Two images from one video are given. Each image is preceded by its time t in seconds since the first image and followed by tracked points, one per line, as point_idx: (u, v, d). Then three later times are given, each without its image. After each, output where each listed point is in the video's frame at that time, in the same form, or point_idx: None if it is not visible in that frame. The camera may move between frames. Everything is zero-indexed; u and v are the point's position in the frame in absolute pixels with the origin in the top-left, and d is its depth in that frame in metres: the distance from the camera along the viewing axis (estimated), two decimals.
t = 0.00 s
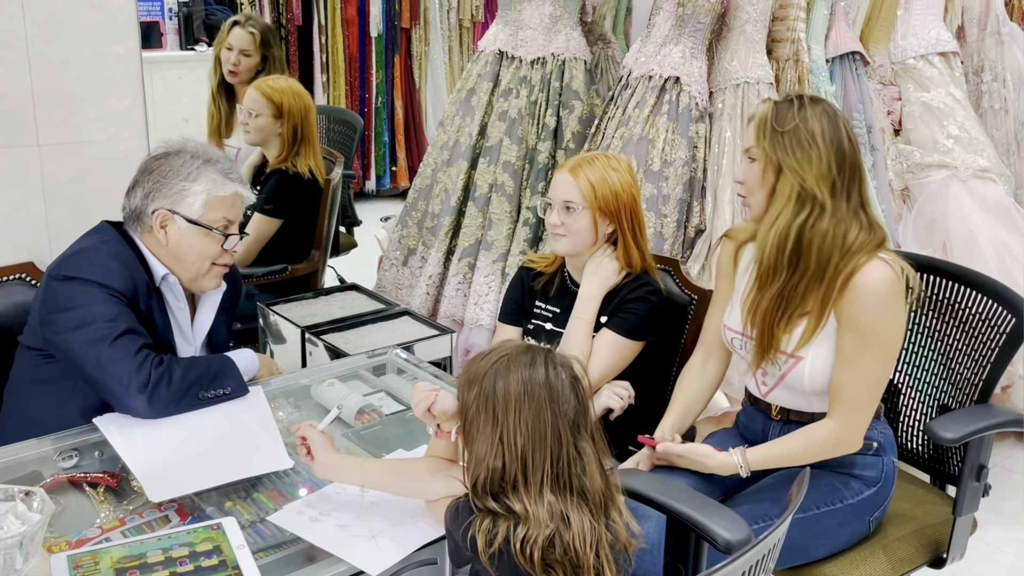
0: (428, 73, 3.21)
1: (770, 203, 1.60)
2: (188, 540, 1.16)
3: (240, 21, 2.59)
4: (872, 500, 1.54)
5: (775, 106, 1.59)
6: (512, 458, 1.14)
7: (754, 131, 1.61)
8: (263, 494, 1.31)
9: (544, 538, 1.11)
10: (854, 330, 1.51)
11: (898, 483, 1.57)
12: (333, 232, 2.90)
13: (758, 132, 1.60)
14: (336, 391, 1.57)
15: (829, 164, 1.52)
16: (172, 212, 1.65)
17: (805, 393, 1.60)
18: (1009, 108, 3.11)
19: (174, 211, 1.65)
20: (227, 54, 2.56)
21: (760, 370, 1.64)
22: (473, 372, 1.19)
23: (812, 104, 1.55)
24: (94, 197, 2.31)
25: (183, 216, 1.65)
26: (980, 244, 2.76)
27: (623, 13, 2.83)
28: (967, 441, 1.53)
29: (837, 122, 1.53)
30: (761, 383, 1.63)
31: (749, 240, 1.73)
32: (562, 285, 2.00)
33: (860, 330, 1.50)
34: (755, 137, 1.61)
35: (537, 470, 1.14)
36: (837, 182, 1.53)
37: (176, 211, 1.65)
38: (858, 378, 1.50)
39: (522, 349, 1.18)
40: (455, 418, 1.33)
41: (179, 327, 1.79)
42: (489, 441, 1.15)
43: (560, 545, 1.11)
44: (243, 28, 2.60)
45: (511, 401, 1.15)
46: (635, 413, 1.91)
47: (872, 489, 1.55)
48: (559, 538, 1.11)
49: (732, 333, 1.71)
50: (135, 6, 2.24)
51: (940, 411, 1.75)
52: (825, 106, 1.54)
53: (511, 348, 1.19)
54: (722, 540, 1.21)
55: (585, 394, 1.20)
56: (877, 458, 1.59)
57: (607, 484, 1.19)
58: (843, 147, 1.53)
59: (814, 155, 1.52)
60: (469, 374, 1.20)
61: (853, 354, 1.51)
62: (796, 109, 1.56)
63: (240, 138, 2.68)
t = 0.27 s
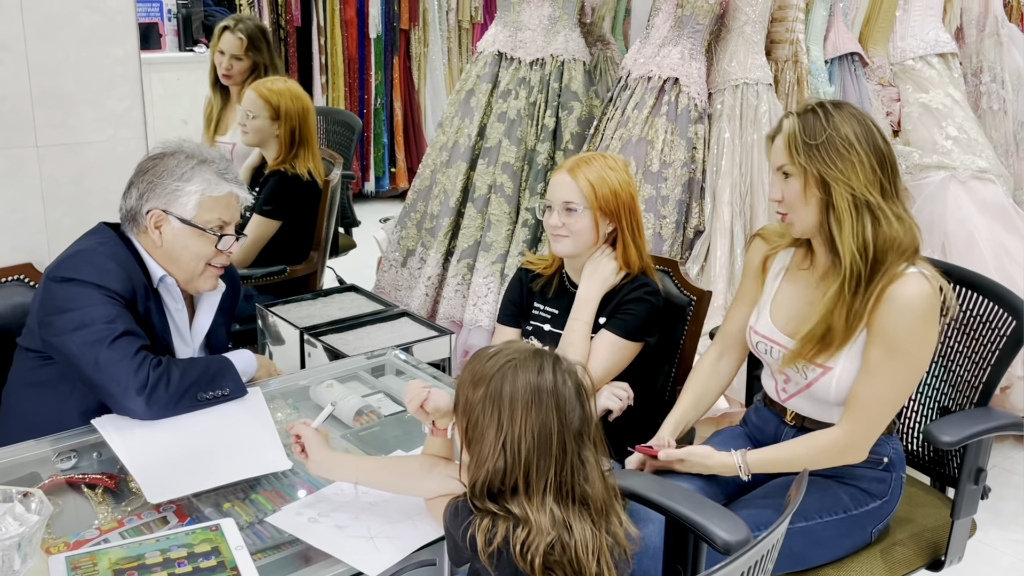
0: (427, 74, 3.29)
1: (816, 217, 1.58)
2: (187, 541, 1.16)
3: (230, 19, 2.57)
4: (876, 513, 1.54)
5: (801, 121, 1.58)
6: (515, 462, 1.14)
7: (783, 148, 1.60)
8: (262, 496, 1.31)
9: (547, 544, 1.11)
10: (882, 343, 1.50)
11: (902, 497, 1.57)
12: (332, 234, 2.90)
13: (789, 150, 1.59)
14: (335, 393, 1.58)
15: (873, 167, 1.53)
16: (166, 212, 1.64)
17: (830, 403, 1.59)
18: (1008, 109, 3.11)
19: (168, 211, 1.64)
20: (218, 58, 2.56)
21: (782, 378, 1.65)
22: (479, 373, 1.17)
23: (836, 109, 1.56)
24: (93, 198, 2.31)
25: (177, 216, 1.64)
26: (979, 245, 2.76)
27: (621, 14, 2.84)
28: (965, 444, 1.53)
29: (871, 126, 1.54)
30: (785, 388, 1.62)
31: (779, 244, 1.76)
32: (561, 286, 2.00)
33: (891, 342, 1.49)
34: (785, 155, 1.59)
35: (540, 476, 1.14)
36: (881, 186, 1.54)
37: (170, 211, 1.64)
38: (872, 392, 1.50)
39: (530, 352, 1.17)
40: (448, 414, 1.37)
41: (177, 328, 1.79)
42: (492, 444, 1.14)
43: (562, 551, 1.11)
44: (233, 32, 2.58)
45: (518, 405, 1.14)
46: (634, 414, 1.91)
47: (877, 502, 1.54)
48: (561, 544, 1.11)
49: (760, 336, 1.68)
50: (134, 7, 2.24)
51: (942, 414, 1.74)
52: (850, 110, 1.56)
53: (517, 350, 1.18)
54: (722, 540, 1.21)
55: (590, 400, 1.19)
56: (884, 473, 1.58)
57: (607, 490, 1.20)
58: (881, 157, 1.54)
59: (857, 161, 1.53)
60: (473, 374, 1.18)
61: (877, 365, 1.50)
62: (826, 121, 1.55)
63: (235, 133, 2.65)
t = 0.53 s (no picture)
0: (425, 76, 3.27)
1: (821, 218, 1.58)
2: (185, 542, 1.16)
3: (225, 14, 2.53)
4: (878, 518, 1.53)
5: (821, 120, 1.56)
6: (521, 470, 1.13)
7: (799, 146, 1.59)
8: (260, 497, 1.31)
9: (546, 554, 1.10)
10: (885, 354, 1.48)
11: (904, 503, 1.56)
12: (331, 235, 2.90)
13: (804, 150, 1.57)
14: (334, 393, 1.56)
15: (884, 180, 1.51)
16: (164, 213, 1.64)
17: (829, 410, 1.59)
18: (1006, 109, 3.11)
19: (167, 213, 1.64)
20: (212, 55, 2.51)
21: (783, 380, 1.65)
22: (491, 373, 1.14)
23: (862, 113, 1.53)
24: (91, 199, 2.31)
25: (176, 217, 1.64)
26: (977, 245, 2.76)
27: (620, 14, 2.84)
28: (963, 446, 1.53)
29: (893, 133, 1.51)
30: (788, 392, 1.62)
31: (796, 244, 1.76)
32: (559, 288, 2.00)
33: (893, 356, 1.47)
34: (800, 154, 1.58)
35: (545, 486, 1.13)
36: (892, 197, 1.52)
37: (169, 213, 1.64)
38: (873, 405, 1.49)
39: (544, 359, 1.14)
40: (435, 411, 1.36)
41: (175, 329, 1.79)
42: (499, 450, 1.13)
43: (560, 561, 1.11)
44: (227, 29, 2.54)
45: (529, 413, 1.12)
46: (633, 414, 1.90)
47: (879, 507, 1.54)
48: (561, 555, 1.11)
49: (767, 331, 1.68)
50: (132, 8, 2.24)
51: (941, 414, 1.75)
52: (876, 115, 1.53)
53: (532, 353, 1.15)
54: (720, 541, 1.21)
55: (599, 413, 1.17)
56: (887, 479, 1.57)
57: (610, 501, 1.19)
58: (898, 168, 1.51)
59: (869, 171, 1.51)
60: (484, 373, 1.15)
61: (880, 377, 1.49)
62: (846, 125, 1.52)
63: (233, 128, 2.63)
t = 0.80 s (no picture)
0: (424, 76, 3.18)
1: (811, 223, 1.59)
2: (182, 543, 1.16)
3: (223, 13, 2.57)
4: (874, 516, 1.54)
5: (842, 123, 1.52)
6: (522, 474, 1.13)
7: (809, 142, 1.55)
8: (257, 498, 1.31)
9: (545, 559, 1.10)
10: (864, 352, 1.49)
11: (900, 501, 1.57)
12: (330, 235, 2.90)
13: (812, 155, 1.55)
14: (331, 394, 1.56)
15: (880, 206, 1.51)
16: (143, 213, 1.64)
17: (813, 406, 1.60)
18: (1004, 109, 3.11)
19: (145, 212, 1.63)
20: (207, 49, 2.54)
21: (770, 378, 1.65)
22: (494, 378, 1.14)
23: (877, 123, 1.50)
24: (89, 200, 2.30)
25: (153, 218, 1.63)
26: (976, 246, 2.76)
27: (618, 15, 2.84)
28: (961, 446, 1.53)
29: (900, 151, 1.50)
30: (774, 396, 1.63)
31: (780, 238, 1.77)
32: (557, 288, 2.01)
33: (872, 352, 1.48)
34: (808, 157, 1.55)
35: (545, 490, 1.14)
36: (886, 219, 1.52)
37: (147, 213, 1.63)
38: (857, 410, 1.50)
39: (548, 365, 1.15)
40: (424, 412, 1.36)
41: (173, 331, 1.79)
42: (500, 453, 1.13)
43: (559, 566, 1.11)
44: (219, 20, 2.56)
45: (533, 419, 1.12)
46: (631, 416, 1.90)
47: (875, 505, 1.55)
48: (559, 560, 1.11)
49: (749, 328, 1.70)
50: (130, 9, 2.24)
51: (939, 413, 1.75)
52: (892, 129, 1.50)
53: (535, 358, 1.15)
54: (718, 542, 1.21)
55: (598, 421, 1.19)
56: (883, 476, 1.58)
57: (604, 505, 1.21)
58: (895, 186, 1.51)
59: (871, 191, 1.50)
60: (487, 376, 1.15)
61: (862, 377, 1.49)
62: (860, 133, 1.50)
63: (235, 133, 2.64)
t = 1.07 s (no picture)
0: (424, 76, 3.16)
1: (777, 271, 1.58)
2: (181, 544, 1.16)
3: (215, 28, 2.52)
4: (868, 506, 1.54)
5: (765, 170, 1.49)
6: (523, 476, 1.13)
7: (745, 200, 1.54)
8: (255, 497, 1.31)
9: (541, 560, 1.10)
10: (852, 342, 1.50)
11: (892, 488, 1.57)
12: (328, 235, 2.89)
13: (749, 207, 1.53)
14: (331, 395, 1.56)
15: (827, 245, 1.48)
16: (131, 217, 1.63)
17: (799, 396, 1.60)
18: (1003, 109, 3.11)
19: (133, 218, 1.63)
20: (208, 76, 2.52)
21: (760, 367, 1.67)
22: (500, 381, 1.14)
23: (799, 155, 1.47)
24: (87, 200, 2.30)
25: (140, 223, 1.63)
26: (974, 245, 2.75)
27: (616, 16, 2.84)
28: (959, 444, 1.53)
29: (834, 170, 1.47)
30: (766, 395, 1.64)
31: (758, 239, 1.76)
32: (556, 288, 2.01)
33: (861, 342, 1.48)
34: (746, 208, 1.53)
35: (544, 494, 1.14)
36: (841, 243, 1.49)
37: (135, 218, 1.63)
38: (844, 394, 1.51)
39: (554, 371, 1.15)
40: (417, 404, 1.42)
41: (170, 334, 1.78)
42: (502, 455, 1.13)
43: (555, 568, 1.11)
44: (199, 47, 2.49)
45: (539, 423, 1.13)
46: (630, 416, 1.91)
47: (868, 493, 1.55)
48: (555, 562, 1.11)
49: (731, 324, 1.70)
50: (128, 10, 2.24)
51: (937, 412, 1.75)
52: (816, 156, 1.46)
53: (543, 364, 1.15)
54: (716, 542, 1.21)
55: (599, 431, 1.19)
56: (873, 461, 1.59)
57: (599, 513, 1.21)
58: (838, 214, 1.48)
59: (816, 228, 1.48)
60: (494, 379, 1.15)
61: (848, 361, 1.50)
62: (787, 172, 1.47)
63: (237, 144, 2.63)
